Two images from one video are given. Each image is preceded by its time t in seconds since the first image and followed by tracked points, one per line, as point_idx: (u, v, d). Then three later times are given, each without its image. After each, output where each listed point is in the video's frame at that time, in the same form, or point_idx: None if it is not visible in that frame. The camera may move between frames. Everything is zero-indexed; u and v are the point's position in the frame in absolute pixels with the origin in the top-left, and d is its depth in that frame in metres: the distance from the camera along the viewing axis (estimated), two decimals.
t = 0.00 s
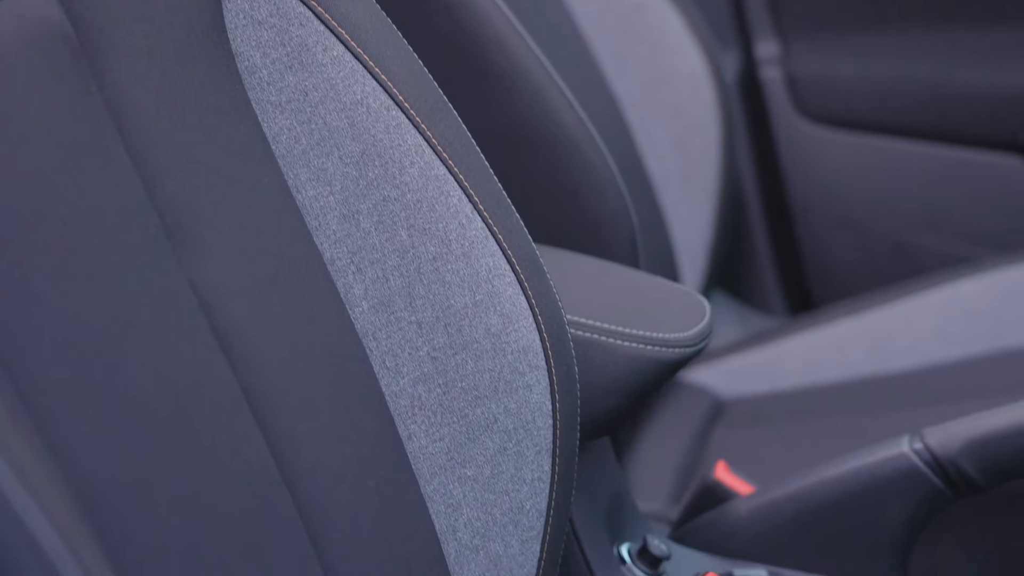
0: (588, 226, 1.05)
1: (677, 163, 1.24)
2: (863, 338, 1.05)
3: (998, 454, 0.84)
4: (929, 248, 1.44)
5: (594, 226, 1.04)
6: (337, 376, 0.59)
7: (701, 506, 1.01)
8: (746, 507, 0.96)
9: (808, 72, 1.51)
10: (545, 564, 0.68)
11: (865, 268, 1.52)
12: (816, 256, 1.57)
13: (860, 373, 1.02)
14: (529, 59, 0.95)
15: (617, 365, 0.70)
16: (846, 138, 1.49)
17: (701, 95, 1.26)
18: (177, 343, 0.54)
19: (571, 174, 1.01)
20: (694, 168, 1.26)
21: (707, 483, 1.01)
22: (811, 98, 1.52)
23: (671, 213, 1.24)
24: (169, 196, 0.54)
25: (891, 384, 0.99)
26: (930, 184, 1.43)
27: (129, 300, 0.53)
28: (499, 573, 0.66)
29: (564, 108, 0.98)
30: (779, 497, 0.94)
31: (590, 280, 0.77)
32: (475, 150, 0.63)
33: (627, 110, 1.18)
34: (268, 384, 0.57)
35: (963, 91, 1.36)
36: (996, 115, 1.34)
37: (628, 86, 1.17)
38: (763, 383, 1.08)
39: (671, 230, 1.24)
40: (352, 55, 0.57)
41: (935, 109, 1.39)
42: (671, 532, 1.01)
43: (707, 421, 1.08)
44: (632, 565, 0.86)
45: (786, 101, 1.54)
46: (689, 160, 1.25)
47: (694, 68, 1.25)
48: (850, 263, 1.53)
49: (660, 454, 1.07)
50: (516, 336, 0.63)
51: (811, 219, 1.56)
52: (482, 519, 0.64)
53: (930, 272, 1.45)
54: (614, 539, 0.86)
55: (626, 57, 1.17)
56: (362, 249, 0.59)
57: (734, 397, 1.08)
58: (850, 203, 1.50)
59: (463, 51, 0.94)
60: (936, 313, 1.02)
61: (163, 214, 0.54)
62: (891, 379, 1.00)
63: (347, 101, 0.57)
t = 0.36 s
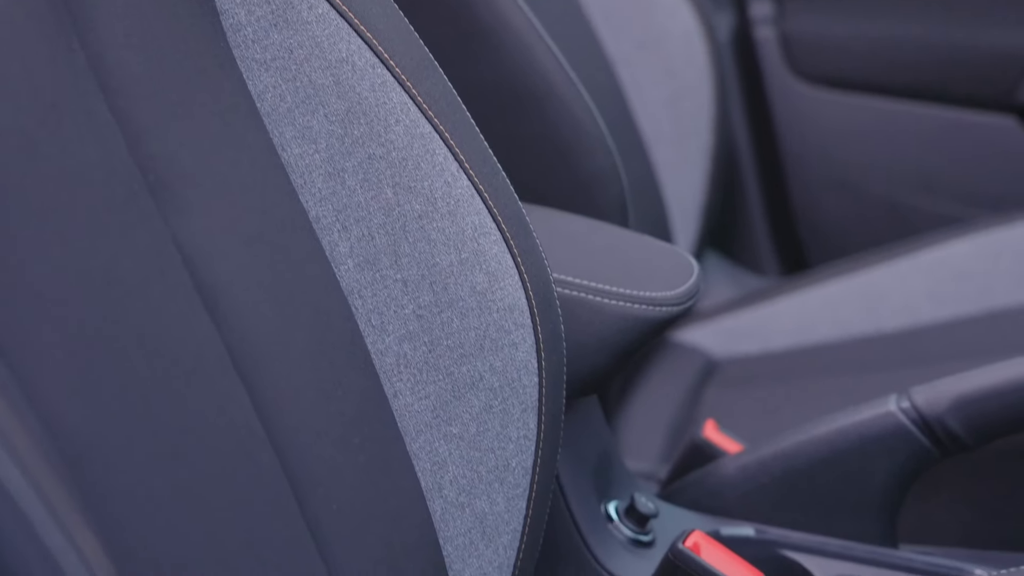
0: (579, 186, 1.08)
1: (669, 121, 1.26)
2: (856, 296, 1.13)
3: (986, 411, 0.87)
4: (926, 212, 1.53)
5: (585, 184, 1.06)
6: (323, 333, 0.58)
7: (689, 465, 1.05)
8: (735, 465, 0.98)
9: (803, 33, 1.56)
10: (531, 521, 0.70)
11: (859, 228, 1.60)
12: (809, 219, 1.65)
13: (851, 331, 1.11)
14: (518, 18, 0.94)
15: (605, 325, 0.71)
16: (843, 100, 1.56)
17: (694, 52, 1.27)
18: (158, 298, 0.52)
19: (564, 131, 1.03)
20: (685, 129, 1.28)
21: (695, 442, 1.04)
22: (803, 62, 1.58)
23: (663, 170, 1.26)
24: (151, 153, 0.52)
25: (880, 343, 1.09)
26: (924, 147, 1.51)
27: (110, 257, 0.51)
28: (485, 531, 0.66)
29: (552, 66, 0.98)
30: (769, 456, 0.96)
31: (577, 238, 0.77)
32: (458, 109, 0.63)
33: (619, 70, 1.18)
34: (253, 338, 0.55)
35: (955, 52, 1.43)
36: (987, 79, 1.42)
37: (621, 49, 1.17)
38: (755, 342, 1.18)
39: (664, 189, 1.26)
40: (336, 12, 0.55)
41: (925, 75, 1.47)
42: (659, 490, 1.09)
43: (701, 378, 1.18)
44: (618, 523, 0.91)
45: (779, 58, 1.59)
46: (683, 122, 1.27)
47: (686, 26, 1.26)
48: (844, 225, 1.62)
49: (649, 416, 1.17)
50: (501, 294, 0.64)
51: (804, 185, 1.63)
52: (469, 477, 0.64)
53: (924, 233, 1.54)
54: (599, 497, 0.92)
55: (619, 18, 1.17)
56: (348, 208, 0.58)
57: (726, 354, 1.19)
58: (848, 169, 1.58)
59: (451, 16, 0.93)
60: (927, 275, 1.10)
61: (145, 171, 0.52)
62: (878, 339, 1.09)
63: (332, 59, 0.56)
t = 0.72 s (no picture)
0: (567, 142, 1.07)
1: (659, 80, 1.27)
2: (848, 255, 1.19)
3: (969, 372, 0.90)
4: (911, 170, 1.55)
5: (573, 142, 1.06)
6: (305, 290, 0.57)
7: (676, 423, 1.05)
8: (720, 424, 1.00)
9: None
10: (515, 481, 0.70)
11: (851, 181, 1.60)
12: (801, 181, 1.65)
13: (843, 290, 1.16)
14: None
15: (589, 284, 0.71)
16: (836, 60, 1.56)
17: (683, 11, 1.28)
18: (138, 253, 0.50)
19: (548, 83, 1.01)
20: (673, 86, 1.28)
21: (682, 401, 1.04)
22: (796, 19, 1.56)
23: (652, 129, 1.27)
24: (134, 110, 0.50)
25: (873, 302, 1.14)
26: (917, 106, 1.52)
27: (89, 219, 0.49)
28: (470, 489, 0.66)
29: (538, 24, 0.97)
30: (754, 414, 0.99)
31: (566, 198, 0.77)
32: (443, 67, 0.63)
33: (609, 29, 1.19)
34: (235, 294, 0.54)
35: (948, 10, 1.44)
36: (985, 37, 1.43)
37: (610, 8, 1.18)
38: (747, 303, 1.21)
39: (654, 150, 1.28)
40: None
41: (929, 30, 1.47)
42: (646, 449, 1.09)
43: (692, 338, 1.21)
44: (604, 482, 0.92)
45: (770, 18, 1.57)
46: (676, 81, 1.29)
47: None
48: (838, 181, 1.62)
49: (639, 376, 1.18)
50: (485, 253, 0.65)
51: (794, 139, 1.63)
52: (451, 435, 0.64)
53: (911, 191, 1.55)
54: (585, 457, 0.92)
55: None
56: (331, 165, 0.58)
57: (718, 316, 1.21)
58: (837, 127, 1.59)
59: None
60: (918, 236, 1.16)
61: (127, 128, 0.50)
62: (870, 298, 1.14)
63: (314, 17, 0.57)
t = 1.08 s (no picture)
0: (552, 103, 1.06)
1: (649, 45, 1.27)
2: (837, 216, 1.26)
3: (952, 330, 0.91)
4: (906, 129, 1.54)
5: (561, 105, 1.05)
6: (289, 249, 0.56)
7: (663, 381, 1.09)
8: (704, 383, 1.02)
9: None
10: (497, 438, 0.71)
11: (842, 142, 1.60)
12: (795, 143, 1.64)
13: (830, 249, 1.23)
14: None
15: (572, 244, 0.72)
16: (829, 22, 1.54)
17: None
18: (114, 213, 0.50)
19: (524, 40, 1.00)
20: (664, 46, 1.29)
21: (668, 361, 1.08)
22: None
23: (644, 92, 1.26)
24: (112, 63, 0.49)
25: (860, 262, 1.21)
26: (908, 67, 1.52)
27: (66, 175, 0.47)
28: (451, 447, 0.66)
29: None
30: (737, 374, 1.00)
31: (549, 157, 0.77)
32: (423, 30, 0.65)
33: None
34: (213, 252, 0.52)
35: None
36: None
37: None
38: (735, 263, 1.28)
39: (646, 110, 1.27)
40: None
41: None
42: (630, 407, 1.12)
43: (679, 298, 1.28)
44: (587, 441, 0.93)
45: None
46: (663, 41, 1.29)
47: None
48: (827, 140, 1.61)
49: (626, 336, 1.24)
50: (466, 211, 0.66)
51: (786, 103, 1.62)
52: (433, 394, 0.64)
53: (903, 152, 1.56)
54: (568, 416, 0.93)
55: None
56: (313, 124, 0.58)
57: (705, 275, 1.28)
58: (831, 88, 1.58)
59: None
60: (907, 196, 1.23)
61: (105, 83, 0.49)
62: (862, 258, 1.21)
63: None
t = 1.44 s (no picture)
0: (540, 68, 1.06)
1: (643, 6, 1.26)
2: (829, 180, 1.26)
3: (935, 290, 0.91)
4: (898, 92, 1.51)
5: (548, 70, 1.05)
6: (269, 210, 0.56)
7: (648, 342, 1.10)
8: (690, 344, 1.03)
9: None
10: (481, 399, 0.71)
11: (835, 109, 1.55)
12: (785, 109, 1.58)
13: (821, 212, 1.23)
14: None
15: (556, 204, 0.72)
16: None
17: None
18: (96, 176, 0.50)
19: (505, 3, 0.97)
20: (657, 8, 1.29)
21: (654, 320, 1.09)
22: None
23: (637, 53, 1.25)
24: (93, 26, 0.49)
25: (855, 226, 1.20)
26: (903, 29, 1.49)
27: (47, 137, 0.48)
28: (434, 407, 0.66)
29: None
30: (724, 335, 1.01)
31: (533, 118, 0.77)
32: None
33: None
34: (195, 215, 0.53)
35: None
36: None
37: None
38: (726, 227, 1.28)
39: (636, 69, 1.25)
40: None
41: None
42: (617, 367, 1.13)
43: (671, 259, 1.28)
44: (571, 402, 0.93)
45: None
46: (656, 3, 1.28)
47: None
48: (820, 107, 1.56)
49: (616, 296, 1.23)
50: (449, 172, 0.66)
51: (780, 66, 1.55)
52: (416, 354, 0.64)
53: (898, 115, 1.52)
54: (553, 377, 0.93)
55: None
56: (295, 85, 0.58)
57: (696, 239, 1.28)
58: (825, 52, 1.52)
59: None
60: (898, 158, 1.25)
61: (86, 45, 0.49)
62: (854, 220, 1.21)
63: None
